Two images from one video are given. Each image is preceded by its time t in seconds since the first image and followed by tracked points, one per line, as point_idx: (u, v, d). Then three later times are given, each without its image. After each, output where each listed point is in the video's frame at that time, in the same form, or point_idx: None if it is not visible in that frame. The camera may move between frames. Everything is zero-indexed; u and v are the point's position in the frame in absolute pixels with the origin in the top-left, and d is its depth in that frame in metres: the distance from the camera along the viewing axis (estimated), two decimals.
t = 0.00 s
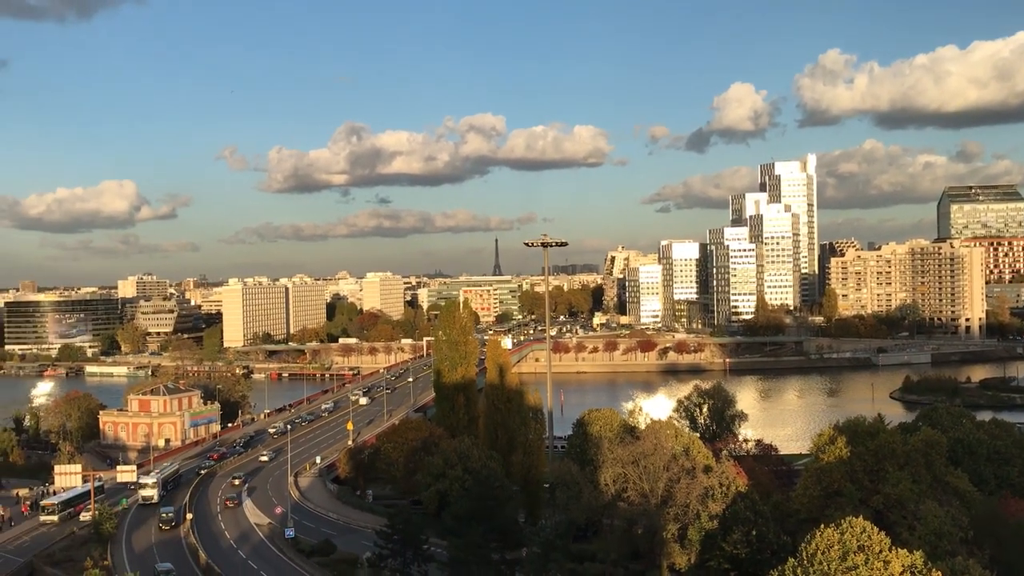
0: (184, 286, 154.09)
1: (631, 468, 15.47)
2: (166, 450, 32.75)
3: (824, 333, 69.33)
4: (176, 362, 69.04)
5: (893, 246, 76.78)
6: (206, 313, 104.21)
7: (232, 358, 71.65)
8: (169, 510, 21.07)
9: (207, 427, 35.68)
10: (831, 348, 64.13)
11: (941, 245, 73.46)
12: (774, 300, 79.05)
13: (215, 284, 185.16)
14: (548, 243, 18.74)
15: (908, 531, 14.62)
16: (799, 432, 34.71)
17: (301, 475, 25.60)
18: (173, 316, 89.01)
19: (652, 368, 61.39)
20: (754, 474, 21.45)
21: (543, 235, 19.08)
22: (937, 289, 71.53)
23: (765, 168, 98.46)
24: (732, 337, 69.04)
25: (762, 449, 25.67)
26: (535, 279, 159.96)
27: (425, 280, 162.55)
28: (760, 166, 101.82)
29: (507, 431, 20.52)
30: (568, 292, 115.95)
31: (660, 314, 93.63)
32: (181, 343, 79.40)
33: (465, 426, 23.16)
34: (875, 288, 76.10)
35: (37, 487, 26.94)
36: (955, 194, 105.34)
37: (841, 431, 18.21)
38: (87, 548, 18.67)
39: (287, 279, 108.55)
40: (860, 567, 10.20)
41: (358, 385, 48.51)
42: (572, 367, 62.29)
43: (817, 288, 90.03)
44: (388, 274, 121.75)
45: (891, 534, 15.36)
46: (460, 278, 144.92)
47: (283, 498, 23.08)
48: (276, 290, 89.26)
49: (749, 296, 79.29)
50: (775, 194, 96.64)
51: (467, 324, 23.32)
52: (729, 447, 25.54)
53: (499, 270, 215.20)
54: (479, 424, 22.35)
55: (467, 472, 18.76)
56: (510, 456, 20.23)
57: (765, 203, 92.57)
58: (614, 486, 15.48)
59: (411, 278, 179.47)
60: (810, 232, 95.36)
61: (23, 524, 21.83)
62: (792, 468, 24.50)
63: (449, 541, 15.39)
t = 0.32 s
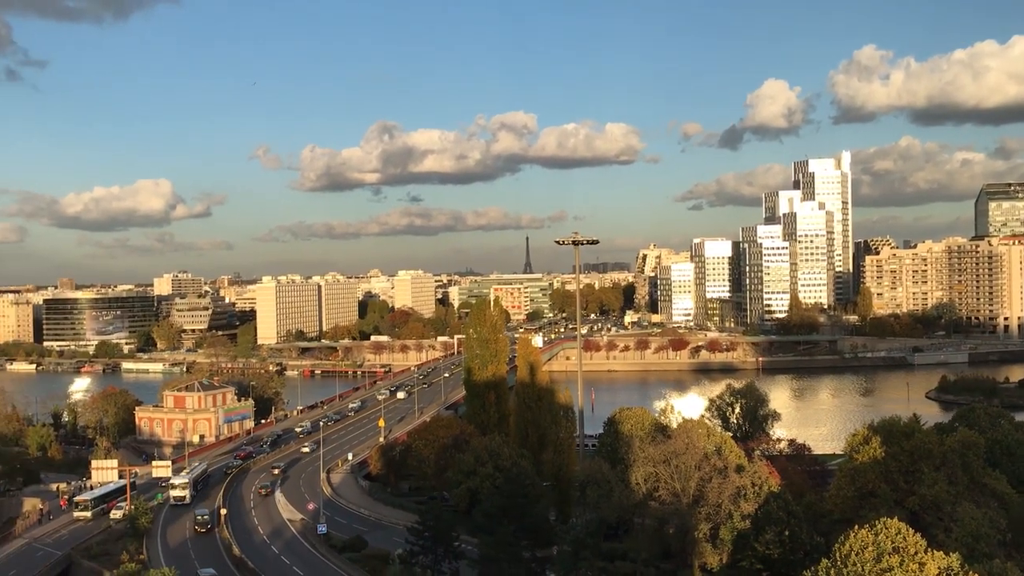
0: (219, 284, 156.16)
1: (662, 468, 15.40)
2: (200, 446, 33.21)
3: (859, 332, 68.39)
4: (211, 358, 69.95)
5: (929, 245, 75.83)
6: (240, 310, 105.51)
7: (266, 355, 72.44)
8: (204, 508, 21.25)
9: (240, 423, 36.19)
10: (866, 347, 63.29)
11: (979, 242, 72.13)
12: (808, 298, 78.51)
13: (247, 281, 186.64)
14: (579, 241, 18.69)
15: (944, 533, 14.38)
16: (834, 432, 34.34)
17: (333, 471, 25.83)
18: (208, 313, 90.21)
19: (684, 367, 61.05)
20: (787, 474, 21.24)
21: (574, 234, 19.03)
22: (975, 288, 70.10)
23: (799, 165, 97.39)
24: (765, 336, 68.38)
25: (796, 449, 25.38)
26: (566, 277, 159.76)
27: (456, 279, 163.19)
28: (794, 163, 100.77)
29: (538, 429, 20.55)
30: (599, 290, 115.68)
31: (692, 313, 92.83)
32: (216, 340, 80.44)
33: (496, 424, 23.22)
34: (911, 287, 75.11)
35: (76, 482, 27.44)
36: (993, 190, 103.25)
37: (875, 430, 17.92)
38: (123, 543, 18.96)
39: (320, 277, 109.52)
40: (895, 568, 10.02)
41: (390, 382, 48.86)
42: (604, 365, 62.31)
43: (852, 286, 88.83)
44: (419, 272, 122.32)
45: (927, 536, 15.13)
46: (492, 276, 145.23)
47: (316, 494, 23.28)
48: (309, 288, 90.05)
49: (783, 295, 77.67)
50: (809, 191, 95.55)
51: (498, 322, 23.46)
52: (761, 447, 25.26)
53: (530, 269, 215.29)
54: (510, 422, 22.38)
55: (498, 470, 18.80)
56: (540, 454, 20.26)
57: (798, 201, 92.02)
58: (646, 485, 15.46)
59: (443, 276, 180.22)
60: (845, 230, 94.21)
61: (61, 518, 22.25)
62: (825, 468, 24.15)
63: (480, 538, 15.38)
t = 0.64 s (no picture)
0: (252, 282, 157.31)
1: (692, 467, 15.31)
2: (232, 443, 33.58)
3: (892, 331, 67.43)
4: (243, 356, 70.66)
5: (964, 243, 74.70)
6: (271, 309, 106.51)
7: (296, 353, 73.02)
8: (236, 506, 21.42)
9: (271, 420, 36.54)
10: (899, 346, 62.44)
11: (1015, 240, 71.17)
12: (840, 297, 77.76)
13: (282, 279, 188.56)
14: (608, 240, 18.64)
15: (980, 536, 14.11)
16: (865, 432, 34.02)
17: (363, 469, 25.99)
18: (240, 312, 91.17)
19: (715, 366, 60.67)
20: (818, 474, 21.04)
21: (603, 232, 18.99)
22: (1012, 287, 69.41)
23: (830, 162, 96.25)
24: (797, 335, 67.69)
25: (827, 449, 25.13)
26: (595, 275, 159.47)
27: (484, 278, 163.42)
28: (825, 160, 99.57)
29: (568, 427, 20.58)
30: (628, 289, 115.25)
31: (722, 311, 91.84)
32: (247, 338, 81.29)
33: (525, 423, 23.20)
34: (945, 285, 73.97)
35: (110, 478, 27.81)
36: None
37: (909, 429, 17.59)
38: (156, 539, 19.21)
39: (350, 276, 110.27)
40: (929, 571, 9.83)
41: (420, 380, 49.14)
42: (634, 364, 62.18)
43: (884, 284, 87.69)
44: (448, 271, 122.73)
45: (962, 539, 14.88)
46: (521, 275, 145.25)
47: (346, 492, 23.46)
48: (339, 287, 90.66)
49: (814, 293, 77.38)
50: (841, 189, 94.36)
51: (526, 321, 23.49)
52: (792, 447, 24.99)
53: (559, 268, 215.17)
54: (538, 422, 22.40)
55: (527, 469, 18.82)
56: (570, 453, 20.28)
57: (830, 199, 91.14)
58: (675, 484, 15.42)
59: (471, 275, 180.60)
60: (877, 228, 93.07)
61: (96, 514, 22.57)
62: (856, 468, 23.92)
63: (508, 537, 15.37)
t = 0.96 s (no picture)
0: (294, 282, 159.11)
1: (734, 467, 15.16)
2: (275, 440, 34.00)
3: (938, 330, 66.11)
4: (285, 355, 71.55)
5: (1013, 240, 73.17)
6: (313, 308, 107.63)
7: (337, 352, 73.70)
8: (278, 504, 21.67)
9: (313, 418, 36.99)
10: (946, 346, 61.13)
11: None
12: (885, 296, 76.62)
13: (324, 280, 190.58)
14: (648, 238, 18.34)
15: None
16: (912, 432, 33.48)
17: (403, 467, 26.17)
18: (282, 311, 92.39)
19: (756, 365, 60.03)
20: (862, 475, 20.72)
21: (643, 231, 18.78)
22: None
23: (874, 159, 94.61)
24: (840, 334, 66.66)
25: (871, 449, 24.72)
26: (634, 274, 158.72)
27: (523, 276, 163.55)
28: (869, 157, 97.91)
29: (608, 426, 20.53)
30: (667, 287, 114.54)
31: (764, 310, 90.77)
32: (289, 337, 82.34)
33: (564, 422, 23.18)
34: (993, 283, 72.41)
35: (156, 475, 28.32)
36: None
37: (957, 429, 17.21)
38: (200, 535, 19.54)
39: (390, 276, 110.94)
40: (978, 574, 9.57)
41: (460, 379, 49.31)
42: (674, 363, 61.73)
43: (930, 282, 86.06)
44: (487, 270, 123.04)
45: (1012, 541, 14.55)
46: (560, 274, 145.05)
47: (386, 490, 23.64)
48: (379, 286, 91.35)
49: (858, 292, 75.71)
50: (886, 186, 92.75)
51: (566, 320, 23.40)
52: (836, 447, 24.64)
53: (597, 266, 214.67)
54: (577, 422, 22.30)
55: (566, 468, 18.81)
56: (611, 452, 20.23)
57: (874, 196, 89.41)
58: (717, 485, 15.28)
59: (510, 274, 180.70)
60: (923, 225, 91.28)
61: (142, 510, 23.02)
62: (902, 469, 23.55)
63: (548, 537, 15.37)
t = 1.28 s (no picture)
0: (342, 279, 160.85)
1: (782, 467, 14.99)
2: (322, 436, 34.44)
3: (993, 327, 64.40)
4: (332, 352, 72.37)
5: None
6: (359, 305, 108.67)
7: (382, 349, 74.30)
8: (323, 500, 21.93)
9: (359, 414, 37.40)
10: (1001, 343, 59.44)
11: None
12: (937, 292, 74.85)
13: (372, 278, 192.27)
14: (694, 234, 18.28)
15: None
16: (967, 432, 32.66)
17: (448, 464, 26.34)
18: (329, 308, 93.40)
19: (805, 364, 59.11)
20: (914, 474, 20.28)
21: (689, 227, 18.67)
22: None
23: (926, 153, 92.56)
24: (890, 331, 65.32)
25: (923, 449, 24.17)
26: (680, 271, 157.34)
27: (568, 273, 163.10)
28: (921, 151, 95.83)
29: (653, 424, 20.44)
30: (714, 284, 113.38)
31: (812, 307, 89.38)
32: (335, 334, 83.24)
33: (609, 420, 23.12)
34: None
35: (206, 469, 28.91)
36: None
37: (1013, 430, 16.78)
38: (248, 529, 19.86)
39: (435, 273, 111.56)
40: None
41: (505, 376, 49.38)
42: (720, 361, 61.08)
43: (984, 278, 83.88)
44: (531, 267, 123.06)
45: None
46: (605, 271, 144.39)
47: (431, 486, 23.83)
48: (423, 283, 91.93)
49: (909, 288, 74.17)
50: (938, 180, 90.65)
51: (610, 317, 23.35)
52: (886, 447, 24.14)
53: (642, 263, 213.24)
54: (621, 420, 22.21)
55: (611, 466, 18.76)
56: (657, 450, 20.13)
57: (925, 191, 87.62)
58: (764, 484, 15.10)
59: (555, 270, 180.26)
60: (977, 221, 89.09)
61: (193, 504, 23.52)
62: (955, 470, 23.00)
63: (592, 534, 15.36)
